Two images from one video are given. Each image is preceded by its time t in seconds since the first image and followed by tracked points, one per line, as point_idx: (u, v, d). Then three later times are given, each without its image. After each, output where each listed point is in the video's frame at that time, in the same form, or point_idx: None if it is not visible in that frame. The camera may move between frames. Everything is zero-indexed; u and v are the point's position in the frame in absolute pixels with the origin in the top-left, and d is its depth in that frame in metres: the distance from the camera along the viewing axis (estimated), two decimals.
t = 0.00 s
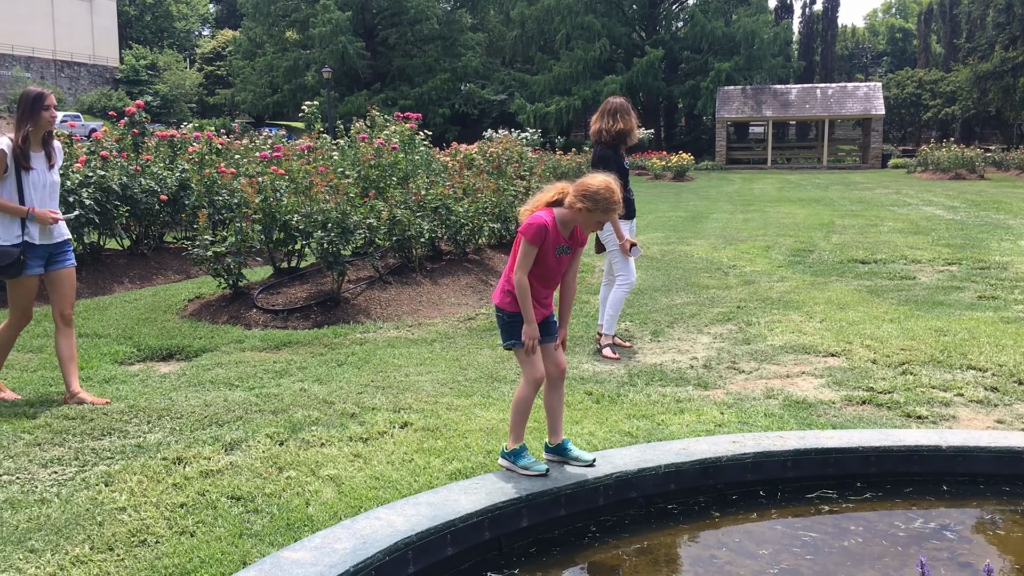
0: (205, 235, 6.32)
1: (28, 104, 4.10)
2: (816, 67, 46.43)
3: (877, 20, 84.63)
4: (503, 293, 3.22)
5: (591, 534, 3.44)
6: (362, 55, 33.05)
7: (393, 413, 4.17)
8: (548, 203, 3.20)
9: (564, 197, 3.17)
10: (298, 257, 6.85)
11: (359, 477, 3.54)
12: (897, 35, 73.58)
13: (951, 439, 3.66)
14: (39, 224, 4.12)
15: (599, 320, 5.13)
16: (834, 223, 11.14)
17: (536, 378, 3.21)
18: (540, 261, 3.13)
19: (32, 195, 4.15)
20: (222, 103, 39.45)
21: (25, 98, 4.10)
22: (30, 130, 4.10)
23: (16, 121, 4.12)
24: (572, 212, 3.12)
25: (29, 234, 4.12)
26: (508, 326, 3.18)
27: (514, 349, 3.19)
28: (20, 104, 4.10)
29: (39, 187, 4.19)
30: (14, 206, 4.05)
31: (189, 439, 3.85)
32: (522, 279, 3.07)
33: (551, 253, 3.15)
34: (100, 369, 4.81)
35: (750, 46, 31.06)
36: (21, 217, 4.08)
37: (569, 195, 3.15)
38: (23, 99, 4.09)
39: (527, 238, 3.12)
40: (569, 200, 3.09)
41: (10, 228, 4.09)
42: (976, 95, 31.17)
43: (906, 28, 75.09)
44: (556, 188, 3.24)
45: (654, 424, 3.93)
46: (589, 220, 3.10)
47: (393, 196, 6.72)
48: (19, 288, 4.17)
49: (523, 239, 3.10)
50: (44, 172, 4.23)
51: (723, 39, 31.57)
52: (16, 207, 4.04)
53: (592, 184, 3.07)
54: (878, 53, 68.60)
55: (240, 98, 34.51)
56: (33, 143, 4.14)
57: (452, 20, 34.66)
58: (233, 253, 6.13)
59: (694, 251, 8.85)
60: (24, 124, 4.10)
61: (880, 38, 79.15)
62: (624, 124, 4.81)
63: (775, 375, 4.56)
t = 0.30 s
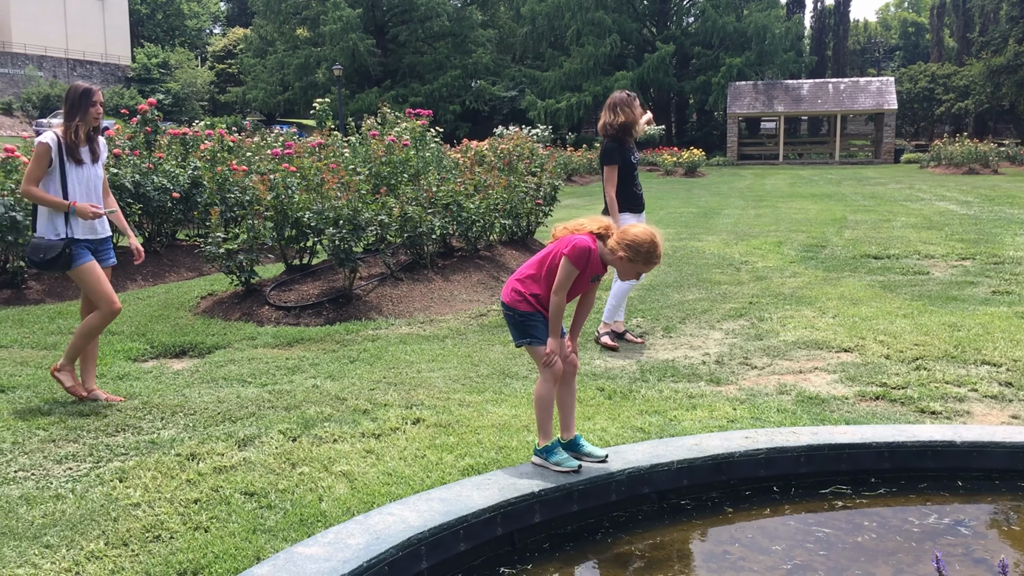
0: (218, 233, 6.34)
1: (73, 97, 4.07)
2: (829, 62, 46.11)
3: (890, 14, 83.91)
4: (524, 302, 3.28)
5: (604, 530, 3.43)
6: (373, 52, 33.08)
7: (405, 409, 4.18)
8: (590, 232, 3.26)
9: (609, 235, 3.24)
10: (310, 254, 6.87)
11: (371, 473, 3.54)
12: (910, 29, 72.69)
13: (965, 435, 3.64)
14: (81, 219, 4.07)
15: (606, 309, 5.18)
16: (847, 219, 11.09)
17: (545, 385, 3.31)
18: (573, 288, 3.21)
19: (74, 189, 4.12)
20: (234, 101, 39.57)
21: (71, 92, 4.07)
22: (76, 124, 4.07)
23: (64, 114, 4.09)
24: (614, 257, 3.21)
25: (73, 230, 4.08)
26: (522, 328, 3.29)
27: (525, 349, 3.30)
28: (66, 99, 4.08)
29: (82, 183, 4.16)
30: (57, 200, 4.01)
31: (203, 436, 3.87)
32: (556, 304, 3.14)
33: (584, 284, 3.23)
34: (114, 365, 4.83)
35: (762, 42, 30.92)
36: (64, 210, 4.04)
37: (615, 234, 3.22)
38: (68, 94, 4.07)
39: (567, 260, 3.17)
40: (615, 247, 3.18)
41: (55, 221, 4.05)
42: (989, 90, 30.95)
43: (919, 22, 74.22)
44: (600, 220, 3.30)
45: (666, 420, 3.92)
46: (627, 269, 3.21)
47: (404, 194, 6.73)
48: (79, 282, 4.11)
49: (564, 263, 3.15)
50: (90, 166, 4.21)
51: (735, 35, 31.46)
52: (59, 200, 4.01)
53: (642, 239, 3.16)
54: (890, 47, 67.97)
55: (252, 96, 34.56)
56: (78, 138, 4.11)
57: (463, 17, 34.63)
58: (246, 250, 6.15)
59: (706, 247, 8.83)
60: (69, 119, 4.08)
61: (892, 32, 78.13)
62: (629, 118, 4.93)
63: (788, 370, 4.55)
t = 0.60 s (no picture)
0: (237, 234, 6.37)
1: (126, 103, 3.97)
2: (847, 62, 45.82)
3: (909, 14, 83.19)
4: (549, 301, 3.34)
5: (623, 532, 3.42)
6: (391, 54, 33.18)
7: (423, 409, 4.18)
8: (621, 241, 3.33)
9: (639, 247, 3.33)
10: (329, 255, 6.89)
11: (390, 473, 3.55)
12: (930, 29, 71.97)
13: (988, 439, 3.62)
14: (142, 226, 4.02)
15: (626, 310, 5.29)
16: (866, 220, 11.03)
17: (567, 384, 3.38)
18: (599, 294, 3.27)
19: (133, 196, 4.04)
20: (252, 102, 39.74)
21: (122, 98, 3.97)
22: (128, 131, 3.97)
23: (116, 120, 3.97)
24: (641, 270, 3.30)
25: (133, 237, 4.01)
26: (546, 327, 3.34)
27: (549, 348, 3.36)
28: (118, 103, 3.97)
29: (137, 188, 4.06)
30: (118, 208, 3.92)
31: (221, 436, 3.89)
32: (583, 306, 3.20)
33: (611, 291, 3.29)
34: (134, 365, 4.87)
35: (781, 42, 30.76)
36: (123, 218, 3.96)
37: (646, 247, 3.30)
38: (121, 99, 3.96)
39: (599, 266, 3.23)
40: (644, 259, 3.27)
41: (114, 229, 3.98)
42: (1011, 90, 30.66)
43: (939, 22, 73.50)
44: (630, 232, 3.40)
45: (685, 421, 3.91)
46: (652, 283, 3.29)
47: (422, 195, 6.73)
48: (133, 289, 4.05)
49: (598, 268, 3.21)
50: (143, 170, 4.13)
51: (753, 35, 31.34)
52: (120, 209, 3.92)
53: (671, 254, 3.26)
54: (910, 47, 67.37)
55: (270, 98, 34.70)
56: (131, 144, 4.01)
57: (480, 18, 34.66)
58: (265, 251, 6.19)
59: (724, 248, 8.80)
60: (123, 124, 3.96)
61: (912, 32, 77.35)
62: (632, 117, 5.28)
63: (807, 372, 4.52)
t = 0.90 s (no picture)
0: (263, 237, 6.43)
1: (192, 103, 3.96)
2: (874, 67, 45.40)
3: (936, 18, 82.27)
4: (571, 309, 3.34)
5: (647, 538, 3.42)
6: (415, 58, 33.32)
7: (447, 413, 4.19)
8: (645, 253, 3.31)
9: (663, 259, 3.32)
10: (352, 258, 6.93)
11: (413, 477, 3.56)
12: (958, 33, 71.15)
13: (1016, 449, 3.58)
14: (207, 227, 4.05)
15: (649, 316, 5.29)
16: (892, 226, 10.94)
17: (594, 389, 3.38)
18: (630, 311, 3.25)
19: (198, 197, 4.05)
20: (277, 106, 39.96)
21: (188, 98, 3.96)
22: (195, 131, 3.97)
23: (180, 119, 3.96)
24: (665, 281, 3.27)
25: (198, 237, 4.05)
26: (568, 335, 3.36)
27: (573, 355, 3.37)
28: (184, 103, 3.96)
29: (202, 188, 4.07)
30: (185, 209, 3.94)
31: (247, 437, 3.91)
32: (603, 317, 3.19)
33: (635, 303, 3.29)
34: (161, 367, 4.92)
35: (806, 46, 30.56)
36: (190, 219, 3.99)
37: (668, 260, 3.28)
38: (187, 99, 3.95)
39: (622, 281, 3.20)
40: (668, 270, 3.24)
41: (179, 230, 4.01)
42: None
43: (967, 26, 72.61)
44: (654, 244, 3.38)
45: (709, 428, 3.89)
46: (676, 294, 3.26)
47: (447, 199, 6.76)
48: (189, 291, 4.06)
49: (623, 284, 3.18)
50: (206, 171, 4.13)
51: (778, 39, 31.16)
52: (187, 210, 3.94)
53: (696, 265, 3.24)
54: (938, 52, 66.55)
55: (295, 102, 34.91)
56: (197, 145, 4.01)
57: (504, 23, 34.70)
58: (290, 255, 6.24)
59: (748, 253, 8.77)
60: (189, 126, 3.96)
61: (939, 37, 76.43)
62: (636, 122, 5.24)
63: (833, 379, 4.49)
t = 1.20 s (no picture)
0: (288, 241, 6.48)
1: (260, 112, 4.06)
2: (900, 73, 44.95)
3: (964, 24, 81.29)
4: (594, 316, 3.34)
5: (670, 545, 3.40)
6: (438, 64, 33.44)
7: (469, 418, 4.19)
8: (670, 260, 3.31)
9: (685, 264, 3.33)
10: (375, 262, 6.95)
11: (436, 481, 3.57)
12: (986, 40, 70.23)
13: None
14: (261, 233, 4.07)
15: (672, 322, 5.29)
16: (918, 233, 10.84)
17: (619, 396, 3.37)
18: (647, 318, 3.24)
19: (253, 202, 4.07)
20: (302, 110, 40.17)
21: (256, 105, 4.05)
22: (258, 138, 4.03)
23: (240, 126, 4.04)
24: (688, 285, 3.30)
25: (254, 242, 4.07)
26: (591, 341, 3.34)
27: (599, 363, 3.35)
28: (251, 110, 4.05)
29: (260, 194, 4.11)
30: (243, 214, 3.96)
31: (271, 440, 3.94)
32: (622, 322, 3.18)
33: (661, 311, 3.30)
34: (186, 369, 4.98)
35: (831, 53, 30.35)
36: (246, 224, 4.01)
37: (690, 265, 3.30)
38: (256, 108, 4.05)
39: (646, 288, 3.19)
40: (691, 274, 3.27)
41: (234, 234, 4.01)
42: None
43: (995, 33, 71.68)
44: (675, 249, 3.39)
45: (733, 435, 3.87)
46: (698, 299, 3.29)
47: (470, 204, 6.78)
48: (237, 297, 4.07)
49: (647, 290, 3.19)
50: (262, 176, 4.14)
51: (803, 45, 30.97)
52: (245, 215, 3.96)
53: (719, 269, 3.25)
54: (966, 58, 65.72)
55: (319, 106, 35.12)
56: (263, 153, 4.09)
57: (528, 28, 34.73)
58: (314, 258, 6.30)
59: (772, 260, 8.73)
60: (256, 133, 4.02)
61: (966, 42, 75.42)
62: (650, 128, 5.18)
63: (858, 388, 4.45)
